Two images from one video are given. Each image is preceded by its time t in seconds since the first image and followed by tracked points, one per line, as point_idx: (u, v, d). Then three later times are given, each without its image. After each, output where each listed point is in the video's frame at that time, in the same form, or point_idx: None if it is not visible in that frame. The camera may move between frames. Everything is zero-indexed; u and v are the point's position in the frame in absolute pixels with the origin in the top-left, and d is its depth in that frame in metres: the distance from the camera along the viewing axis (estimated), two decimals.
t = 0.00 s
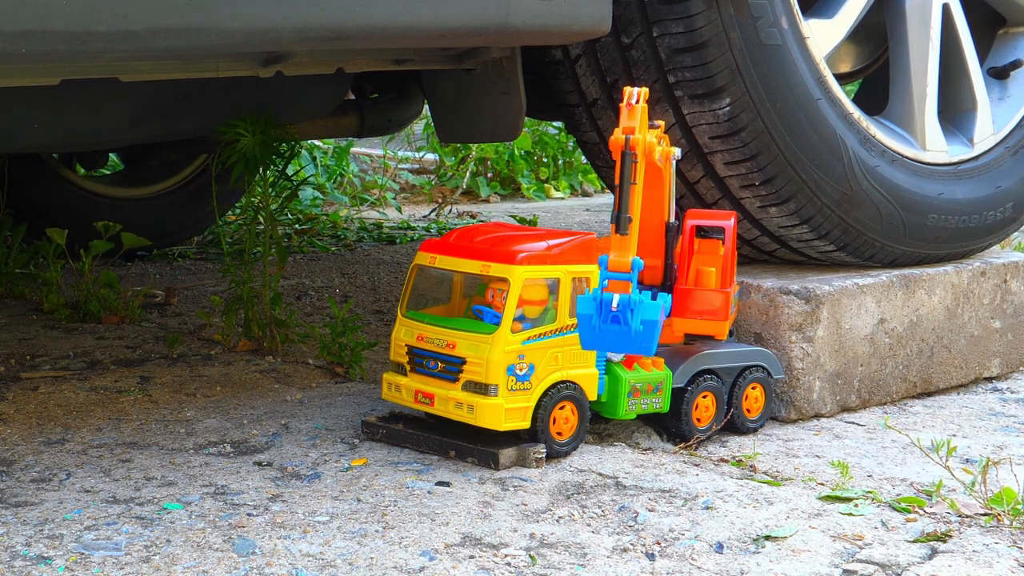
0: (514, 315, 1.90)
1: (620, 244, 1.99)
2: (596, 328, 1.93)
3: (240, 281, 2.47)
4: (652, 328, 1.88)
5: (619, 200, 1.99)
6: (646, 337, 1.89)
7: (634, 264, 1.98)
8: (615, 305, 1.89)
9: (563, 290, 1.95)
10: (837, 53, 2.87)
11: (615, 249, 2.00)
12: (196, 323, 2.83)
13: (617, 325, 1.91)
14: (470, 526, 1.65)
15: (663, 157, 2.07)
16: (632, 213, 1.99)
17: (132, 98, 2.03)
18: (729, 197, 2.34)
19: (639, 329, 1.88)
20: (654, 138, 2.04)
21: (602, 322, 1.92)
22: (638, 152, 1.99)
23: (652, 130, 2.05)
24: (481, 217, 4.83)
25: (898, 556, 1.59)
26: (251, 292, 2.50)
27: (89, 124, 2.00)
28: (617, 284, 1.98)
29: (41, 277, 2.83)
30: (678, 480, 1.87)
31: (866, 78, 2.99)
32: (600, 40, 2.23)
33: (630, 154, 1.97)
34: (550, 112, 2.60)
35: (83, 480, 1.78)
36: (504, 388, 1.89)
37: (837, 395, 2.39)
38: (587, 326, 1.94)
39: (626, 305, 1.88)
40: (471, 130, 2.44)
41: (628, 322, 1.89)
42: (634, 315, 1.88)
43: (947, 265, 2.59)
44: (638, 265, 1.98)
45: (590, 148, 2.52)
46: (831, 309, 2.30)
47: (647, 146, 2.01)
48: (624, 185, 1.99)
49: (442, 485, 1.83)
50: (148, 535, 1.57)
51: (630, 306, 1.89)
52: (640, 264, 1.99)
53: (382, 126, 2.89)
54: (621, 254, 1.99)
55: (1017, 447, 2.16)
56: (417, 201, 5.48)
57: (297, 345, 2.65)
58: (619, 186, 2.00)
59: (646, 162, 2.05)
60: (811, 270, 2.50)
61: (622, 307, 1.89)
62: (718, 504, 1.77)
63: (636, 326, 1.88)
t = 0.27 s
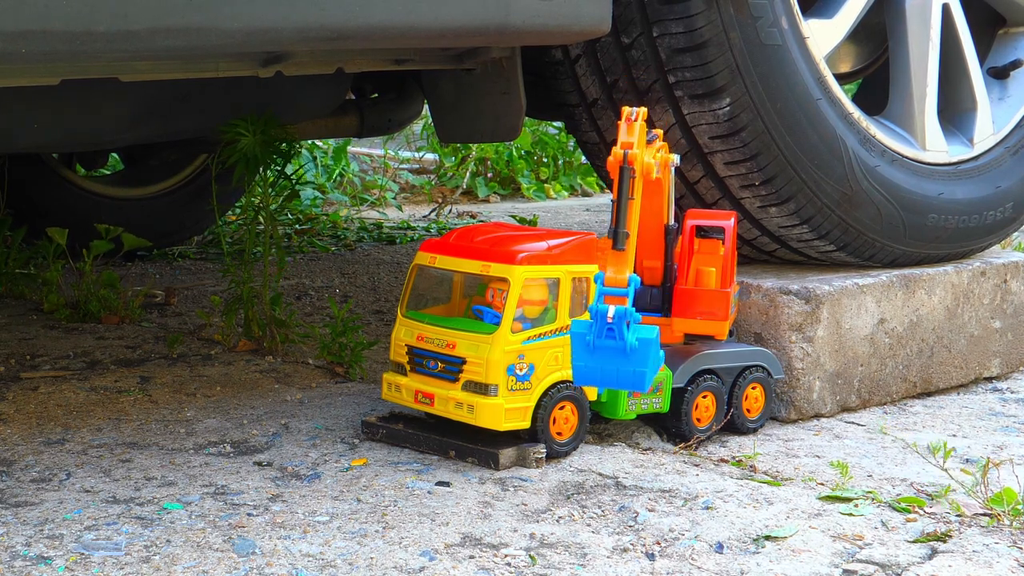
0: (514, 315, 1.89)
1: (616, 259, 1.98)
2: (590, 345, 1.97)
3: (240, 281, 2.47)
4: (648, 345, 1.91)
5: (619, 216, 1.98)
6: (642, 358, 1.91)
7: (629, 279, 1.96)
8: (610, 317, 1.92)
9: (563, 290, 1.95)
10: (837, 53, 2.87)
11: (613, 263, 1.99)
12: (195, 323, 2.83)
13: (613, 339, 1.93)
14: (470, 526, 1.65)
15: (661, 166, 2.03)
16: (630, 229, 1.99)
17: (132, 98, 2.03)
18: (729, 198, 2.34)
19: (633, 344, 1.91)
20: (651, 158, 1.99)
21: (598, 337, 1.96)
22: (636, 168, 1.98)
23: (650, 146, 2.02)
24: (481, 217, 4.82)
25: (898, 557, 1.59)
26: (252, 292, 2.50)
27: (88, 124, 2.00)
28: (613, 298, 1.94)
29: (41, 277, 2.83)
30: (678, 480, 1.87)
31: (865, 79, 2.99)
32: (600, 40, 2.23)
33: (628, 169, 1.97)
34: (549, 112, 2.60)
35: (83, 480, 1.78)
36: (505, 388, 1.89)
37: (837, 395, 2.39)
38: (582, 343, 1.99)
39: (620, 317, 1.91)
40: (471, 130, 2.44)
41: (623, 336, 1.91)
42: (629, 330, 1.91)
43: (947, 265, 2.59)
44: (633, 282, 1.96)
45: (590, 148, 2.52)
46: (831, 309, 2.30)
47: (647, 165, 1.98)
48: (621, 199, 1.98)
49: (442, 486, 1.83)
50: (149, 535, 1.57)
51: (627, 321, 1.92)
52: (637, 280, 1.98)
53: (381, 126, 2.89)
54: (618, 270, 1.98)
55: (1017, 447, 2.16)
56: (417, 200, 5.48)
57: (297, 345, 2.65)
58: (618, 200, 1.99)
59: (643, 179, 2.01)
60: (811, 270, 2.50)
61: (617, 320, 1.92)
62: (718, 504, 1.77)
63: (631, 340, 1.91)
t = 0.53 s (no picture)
0: (514, 315, 1.90)
1: (615, 259, 1.97)
2: (590, 345, 1.97)
3: (240, 282, 2.48)
4: (647, 345, 1.91)
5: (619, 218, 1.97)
6: (641, 358, 1.91)
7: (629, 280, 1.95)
8: (610, 316, 1.92)
9: (563, 290, 1.95)
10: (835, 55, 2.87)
11: (613, 264, 1.97)
12: (195, 323, 2.83)
13: (613, 339, 1.93)
14: (470, 526, 1.65)
15: (661, 165, 2.02)
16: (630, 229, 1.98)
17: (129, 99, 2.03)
18: (728, 205, 2.34)
19: (633, 343, 1.91)
20: (651, 158, 1.99)
21: (597, 337, 1.95)
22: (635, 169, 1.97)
23: (650, 146, 2.02)
24: (481, 217, 4.83)
25: (898, 557, 1.59)
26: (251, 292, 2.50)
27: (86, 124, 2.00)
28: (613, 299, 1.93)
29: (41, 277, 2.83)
30: (678, 480, 1.87)
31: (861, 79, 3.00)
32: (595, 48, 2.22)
33: (628, 169, 1.97)
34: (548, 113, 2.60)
35: (83, 480, 1.78)
36: (505, 388, 1.89)
37: (837, 395, 2.39)
38: (582, 343, 1.98)
39: (621, 316, 1.91)
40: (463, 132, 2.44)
41: (623, 336, 1.91)
42: (629, 330, 1.91)
43: (947, 265, 2.59)
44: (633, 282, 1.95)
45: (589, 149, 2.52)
46: (831, 309, 2.31)
47: (646, 165, 1.98)
48: (621, 200, 1.97)
49: (442, 486, 1.83)
50: (148, 535, 1.57)
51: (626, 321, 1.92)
52: (637, 280, 1.97)
53: (377, 127, 2.89)
54: (618, 271, 1.97)
55: (1017, 447, 2.16)
56: (417, 201, 5.48)
57: (297, 345, 2.65)
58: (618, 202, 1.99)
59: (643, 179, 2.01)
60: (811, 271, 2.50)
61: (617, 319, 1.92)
62: (718, 504, 1.77)
63: (631, 340, 1.91)
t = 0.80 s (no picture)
0: (514, 315, 1.90)
1: (614, 284, 1.97)
2: (588, 369, 1.88)
3: (240, 282, 2.48)
4: (648, 369, 1.85)
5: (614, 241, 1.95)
6: (639, 382, 1.85)
7: (629, 303, 1.95)
8: (610, 342, 1.84)
9: (563, 290, 1.95)
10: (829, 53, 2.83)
11: (609, 288, 1.97)
12: (195, 323, 2.83)
13: (611, 363, 1.85)
14: (470, 526, 1.65)
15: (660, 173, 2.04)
16: (627, 252, 1.97)
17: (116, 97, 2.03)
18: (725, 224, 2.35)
19: (633, 368, 1.83)
20: (648, 178, 1.99)
21: (595, 361, 1.87)
22: (634, 191, 1.96)
23: (648, 163, 2.01)
24: (481, 217, 4.82)
25: (898, 556, 1.59)
26: (251, 292, 2.50)
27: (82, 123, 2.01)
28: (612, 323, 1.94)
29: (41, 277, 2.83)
30: (678, 481, 1.87)
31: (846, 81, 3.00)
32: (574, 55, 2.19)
33: (624, 193, 1.94)
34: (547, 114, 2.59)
35: (83, 480, 1.77)
36: (504, 388, 1.89)
37: (837, 395, 2.39)
38: (579, 368, 1.89)
39: (621, 342, 1.83)
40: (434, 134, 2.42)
41: (623, 361, 1.84)
42: (629, 354, 1.84)
43: (947, 265, 2.59)
44: (632, 305, 1.96)
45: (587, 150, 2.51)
46: (831, 309, 2.30)
47: (642, 186, 1.97)
48: (619, 224, 1.95)
49: (442, 485, 1.83)
50: (148, 535, 1.57)
51: (625, 345, 1.84)
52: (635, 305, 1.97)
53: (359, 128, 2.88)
54: (615, 294, 1.97)
55: (1017, 447, 2.16)
56: (417, 201, 5.48)
57: (297, 345, 2.65)
58: (614, 225, 1.97)
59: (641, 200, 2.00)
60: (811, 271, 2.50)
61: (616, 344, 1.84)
62: (718, 504, 1.77)
63: (630, 365, 1.84)
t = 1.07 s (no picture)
0: (502, 313, 1.90)
1: (604, 268, 2.03)
2: (578, 354, 1.89)
3: (240, 282, 2.48)
4: (638, 355, 1.84)
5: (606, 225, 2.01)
6: (630, 366, 1.85)
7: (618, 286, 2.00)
8: (599, 326, 1.84)
9: (551, 288, 1.95)
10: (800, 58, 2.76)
11: (601, 273, 2.04)
12: (195, 323, 2.83)
13: (602, 348, 1.86)
14: (470, 526, 1.65)
15: (652, 170, 2.02)
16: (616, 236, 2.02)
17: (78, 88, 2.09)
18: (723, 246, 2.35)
19: (622, 352, 1.84)
20: (639, 164, 2.00)
21: (586, 345, 1.87)
22: (623, 176, 1.99)
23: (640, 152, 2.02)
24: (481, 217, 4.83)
25: (898, 556, 1.59)
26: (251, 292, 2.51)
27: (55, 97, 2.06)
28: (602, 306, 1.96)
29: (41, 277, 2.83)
30: (678, 480, 1.87)
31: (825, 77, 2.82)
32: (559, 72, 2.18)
33: (613, 178, 1.99)
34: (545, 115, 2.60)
35: (83, 480, 1.78)
36: (492, 386, 1.89)
37: (837, 395, 2.39)
38: (570, 352, 1.90)
39: (609, 326, 1.84)
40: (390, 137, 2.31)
41: (612, 345, 1.85)
42: (619, 338, 1.84)
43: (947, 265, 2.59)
44: (623, 288, 2.00)
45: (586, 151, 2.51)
46: (831, 309, 2.31)
47: (634, 173, 2.00)
48: (608, 210, 2.01)
49: (442, 486, 1.83)
50: (148, 535, 1.57)
51: (615, 330, 1.84)
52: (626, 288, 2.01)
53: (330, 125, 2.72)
54: (607, 279, 2.03)
55: (1017, 447, 2.16)
56: (417, 201, 5.48)
57: (297, 345, 2.65)
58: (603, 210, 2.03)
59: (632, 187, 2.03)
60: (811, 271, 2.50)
61: (606, 329, 1.85)
62: (718, 504, 1.77)
63: (621, 351, 1.84)
